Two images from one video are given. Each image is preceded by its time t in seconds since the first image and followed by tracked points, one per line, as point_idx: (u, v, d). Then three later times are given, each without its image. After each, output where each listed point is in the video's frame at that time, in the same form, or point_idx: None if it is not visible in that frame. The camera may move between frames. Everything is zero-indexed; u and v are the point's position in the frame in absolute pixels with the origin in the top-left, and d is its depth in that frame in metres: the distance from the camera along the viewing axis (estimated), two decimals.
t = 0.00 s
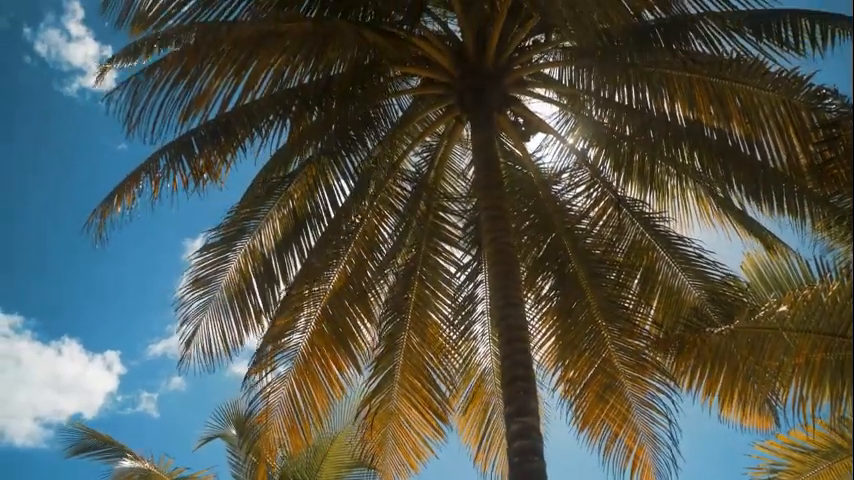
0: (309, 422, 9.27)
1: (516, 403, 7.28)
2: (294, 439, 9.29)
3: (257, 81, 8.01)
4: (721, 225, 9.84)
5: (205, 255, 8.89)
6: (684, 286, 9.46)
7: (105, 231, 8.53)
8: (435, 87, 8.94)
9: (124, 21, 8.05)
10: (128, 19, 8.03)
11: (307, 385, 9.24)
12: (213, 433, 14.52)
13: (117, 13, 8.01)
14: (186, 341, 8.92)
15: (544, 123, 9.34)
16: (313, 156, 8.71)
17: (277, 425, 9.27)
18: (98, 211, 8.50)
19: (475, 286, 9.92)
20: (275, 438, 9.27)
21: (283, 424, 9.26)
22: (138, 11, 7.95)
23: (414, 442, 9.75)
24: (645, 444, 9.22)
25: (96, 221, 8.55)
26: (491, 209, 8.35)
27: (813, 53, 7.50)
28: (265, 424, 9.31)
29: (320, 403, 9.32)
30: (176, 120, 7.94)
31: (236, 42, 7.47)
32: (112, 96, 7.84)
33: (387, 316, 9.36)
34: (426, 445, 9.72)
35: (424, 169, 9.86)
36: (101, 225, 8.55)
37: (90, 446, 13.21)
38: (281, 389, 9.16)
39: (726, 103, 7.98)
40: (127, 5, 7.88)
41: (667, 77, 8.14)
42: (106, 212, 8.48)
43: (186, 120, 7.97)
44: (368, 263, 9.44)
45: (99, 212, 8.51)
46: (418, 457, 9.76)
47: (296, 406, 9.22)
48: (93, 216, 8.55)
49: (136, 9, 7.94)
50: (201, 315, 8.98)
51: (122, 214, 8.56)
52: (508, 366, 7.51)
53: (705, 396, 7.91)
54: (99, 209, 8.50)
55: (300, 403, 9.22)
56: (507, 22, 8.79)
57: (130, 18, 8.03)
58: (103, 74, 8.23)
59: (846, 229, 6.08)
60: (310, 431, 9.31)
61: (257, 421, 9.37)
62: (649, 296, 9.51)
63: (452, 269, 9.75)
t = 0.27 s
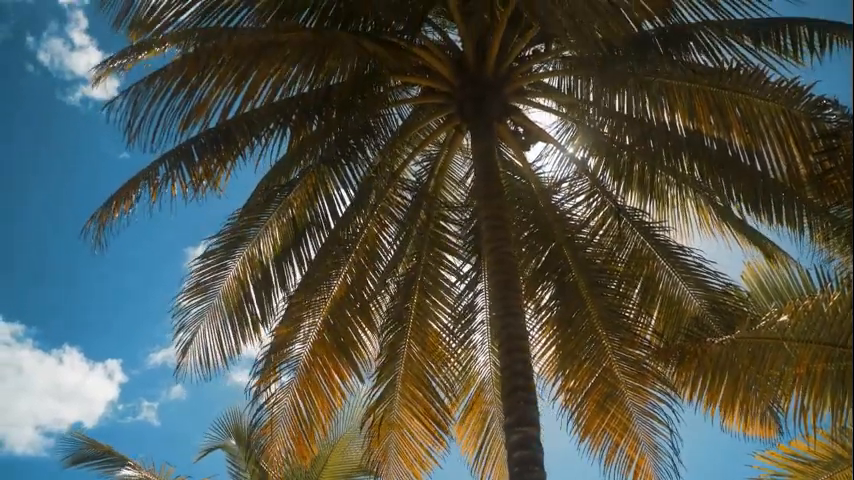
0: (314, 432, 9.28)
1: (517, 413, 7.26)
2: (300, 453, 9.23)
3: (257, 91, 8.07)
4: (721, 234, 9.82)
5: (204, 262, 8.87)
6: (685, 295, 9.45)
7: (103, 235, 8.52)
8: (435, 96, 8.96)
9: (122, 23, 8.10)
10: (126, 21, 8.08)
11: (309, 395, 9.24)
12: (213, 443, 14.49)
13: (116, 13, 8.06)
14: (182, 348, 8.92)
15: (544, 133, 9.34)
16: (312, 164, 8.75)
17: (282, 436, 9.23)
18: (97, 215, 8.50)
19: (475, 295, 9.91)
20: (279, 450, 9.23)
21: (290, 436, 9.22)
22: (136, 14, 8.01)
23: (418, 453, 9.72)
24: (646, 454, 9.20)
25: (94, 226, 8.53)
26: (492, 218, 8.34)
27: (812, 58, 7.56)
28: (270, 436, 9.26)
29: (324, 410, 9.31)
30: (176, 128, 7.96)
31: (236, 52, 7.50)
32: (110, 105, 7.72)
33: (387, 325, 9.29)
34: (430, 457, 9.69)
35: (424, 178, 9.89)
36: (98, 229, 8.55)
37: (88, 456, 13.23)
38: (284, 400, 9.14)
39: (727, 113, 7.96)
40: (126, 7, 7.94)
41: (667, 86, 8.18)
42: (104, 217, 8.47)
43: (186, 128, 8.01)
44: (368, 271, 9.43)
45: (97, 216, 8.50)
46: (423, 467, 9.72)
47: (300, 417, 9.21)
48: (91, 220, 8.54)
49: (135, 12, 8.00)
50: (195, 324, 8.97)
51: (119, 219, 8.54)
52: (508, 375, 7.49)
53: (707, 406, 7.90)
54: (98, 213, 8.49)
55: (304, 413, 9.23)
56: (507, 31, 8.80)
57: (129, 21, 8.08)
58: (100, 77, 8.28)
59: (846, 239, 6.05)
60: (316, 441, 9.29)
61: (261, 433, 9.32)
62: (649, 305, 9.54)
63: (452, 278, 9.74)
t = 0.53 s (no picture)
0: (313, 440, 9.21)
1: (517, 419, 7.25)
2: (299, 456, 9.13)
3: (256, 97, 8.07)
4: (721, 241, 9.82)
5: (204, 268, 8.86)
6: (685, 301, 9.43)
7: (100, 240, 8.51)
8: (434, 102, 8.99)
9: (122, 28, 7.89)
10: (126, 26, 7.91)
11: (308, 402, 9.18)
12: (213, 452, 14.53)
13: (115, 18, 7.93)
14: (182, 355, 8.89)
15: (543, 139, 9.35)
16: (311, 171, 8.80)
17: (281, 441, 9.16)
18: (93, 217, 8.48)
19: (474, 302, 9.88)
20: (278, 456, 9.14)
21: (290, 442, 9.13)
22: (137, 19, 7.83)
23: (417, 461, 9.52)
24: (646, 461, 9.14)
25: (91, 230, 8.51)
26: (491, 225, 8.34)
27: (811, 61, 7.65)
28: (269, 444, 9.20)
29: (324, 418, 9.26)
30: (175, 134, 7.86)
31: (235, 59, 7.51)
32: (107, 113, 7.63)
33: (387, 331, 9.36)
34: (428, 464, 9.47)
35: (424, 184, 9.81)
36: (95, 232, 8.54)
37: (87, 462, 13.93)
38: (283, 407, 9.12)
39: (725, 119, 7.89)
40: (127, 11, 7.75)
41: (667, 92, 8.08)
42: (101, 220, 8.46)
43: (185, 135, 7.93)
44: (367, 277, 9.43)
45: (95, 219, 8.49)
46: (421, 476, 9.49)
47: (299, 425, 9.16)
48: (89, 223, 8.53)
49: (136, 16, 7.82)
50: (194, 330, 8.93)
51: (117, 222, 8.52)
52: (508, 382, 7.48)
53: (707, 411, 7.87)
54: (95, 215, 8.47)
55: (303, 420, 9.17)
56: (507, 38, 8.83)
57: (129, 26, 7.87)
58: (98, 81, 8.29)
59: (846, 246, 6.02)
60: (315, 449, 9.23)
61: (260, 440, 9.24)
62: (649, 311, 9.52)
63: (451, 285, 9.70)
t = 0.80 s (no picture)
0: (309, 448, 9.13)
1: (518, 429, 7.22)
2: (294, 468, 9.09)
3: (257, 104, 8.06)
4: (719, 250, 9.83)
5: (206, 276, 8.88)
6: (685, 310, 9.42)
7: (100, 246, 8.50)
8: (435, 111, 8.97)
9: (126, 44, 8.07)
10: (130, 41, 8.03)
11: (305, 409, 9.12)
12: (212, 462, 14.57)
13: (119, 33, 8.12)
14: (184, 363, 8.85)
15: (543, 148, 9.34)
16: (313, 179, 8.78)
17: (276, 451, 9.13)
18: (94, 223, 8.48)
19: (473, 310, 9.83)
20: (274, 465, 9.11)
21: (284, 451, 9.10)
22: (140, 32, 7.97)
23: (413, 471, 9.48)
24: (647, 471, 9.08)
25: (91, 236, 8.50)
26: (491, 233, 8.33)
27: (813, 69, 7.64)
28: (264, 449, 9.17)
29: (320, 427, 9.19)
30: (174, 143, 7.89)
31: (236, 68, 7.53)
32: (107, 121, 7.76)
33: (386, 340, 9.44)
34: (424, 474, 9.45)
35: (424, 192, 9.80)
36: (95, 237, 8.53)
37: (85, 470, 15.11)
38: (281, 414, 9.10)
39: (726, 130, 7.90)
40: (130, 26, 7.98)
41: (667, 102, 8.11)
42: (102, 226, 8.47)
43: (183, 143, 7.94)
44: (366, 286, 9.37)
45: (95, 225, 8.48)
46: None
47: (295, 433, 9.13)
48: (89, 229, 8.52)
49: (139, 30, 7.97)
50: (198, 339, 8.89)
51: (116, 228, 8.51)
52: (509, 391, 7.47)
53: (707, 421, 7.82)
54: (96, 222, 8.47)
55: (299, 429, 9.13)
56: (507, 47, 8.85)
57: (132, 41, 8.03)
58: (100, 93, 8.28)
59: (846, 254, 6.08)
60: (311, 457, 9.14)
61: (256, 447, 9.22)
62: (649, 321, 9.47)
63: (451, 293, 9.71)
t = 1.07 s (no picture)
0: (305, 455, 9.09)
1: (518, 438, 7.21)
2: (288, 475, 9.07)
3: (257, 114, 8.07)
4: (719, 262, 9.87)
5: (206, 286, 8.90)
6: (685, 321, 9.40)
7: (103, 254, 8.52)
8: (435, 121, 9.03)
9: (126, 56, 8.26)
10: (130, 53, 8.22)
11: (302, 416, 9.09)
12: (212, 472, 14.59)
13: (120, 47, 8.29)
14: (184, 373, 8.83)
15: (543, 158, 9.34)
16: (314, 188, 8.72)
17: (272, 459, 9.10)
18: (96, 232, 8.49)
19: (473, 320, 9.89)
20: (269, 472, 9.10)
21: (280, 458, 9.08)
22: (140, 43, 8.15)
23: None
24: None
25: (94, 245, 8.51)
26: (491, 243, 8.34)
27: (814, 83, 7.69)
28: (259, 456, 9.12)
29: (318, 435, 9.16)
30: (172, 151, 7.93)
31: (238, 77, 7.55)
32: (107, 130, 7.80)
33: (385, 350, 9.39)
34: None
35: (424, 201, 9.79)
36: (98, 244, 8.54)
37: None
38: (277, 422, 9.05)
39: (726, 140, 7.85)
40: (131, 39, 8.19)
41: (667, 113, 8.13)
42: (106, 235, 8.47)
43: (182, 151, 7.98)
44: (367, 295, 9.34)
45: (97, 233, 8.49)
46: None
47: (291, 440, 9.08)
48: (92, 237, 8.52)
49: (139, 43, 8.16)
50: (198, 348, 8.88)
51: (118, 237, 8.51)
52: (510, 400, 7.46)
53: (707, 431, 7.81)
54: (98, 231, 8.48)
55: (295, 437, 9.09)
56: (507, 57, 8.87)
57: (132, 53, 8.21)
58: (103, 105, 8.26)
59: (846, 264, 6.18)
60: (306, 464, 9.11)
61: (250, 454, 9.16)
62: (650, 331, 9.45)
63: (450, 303, 9.72)
